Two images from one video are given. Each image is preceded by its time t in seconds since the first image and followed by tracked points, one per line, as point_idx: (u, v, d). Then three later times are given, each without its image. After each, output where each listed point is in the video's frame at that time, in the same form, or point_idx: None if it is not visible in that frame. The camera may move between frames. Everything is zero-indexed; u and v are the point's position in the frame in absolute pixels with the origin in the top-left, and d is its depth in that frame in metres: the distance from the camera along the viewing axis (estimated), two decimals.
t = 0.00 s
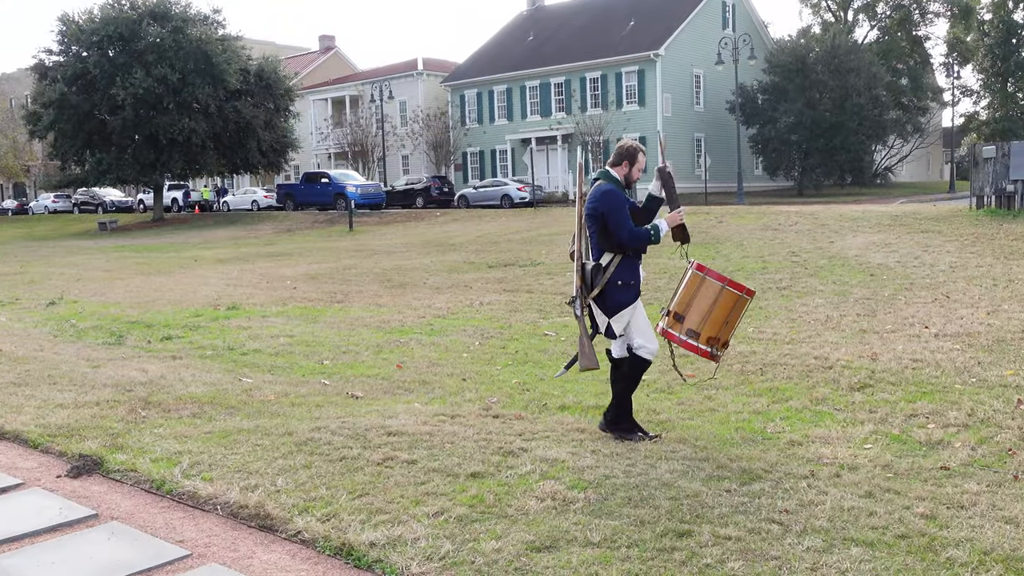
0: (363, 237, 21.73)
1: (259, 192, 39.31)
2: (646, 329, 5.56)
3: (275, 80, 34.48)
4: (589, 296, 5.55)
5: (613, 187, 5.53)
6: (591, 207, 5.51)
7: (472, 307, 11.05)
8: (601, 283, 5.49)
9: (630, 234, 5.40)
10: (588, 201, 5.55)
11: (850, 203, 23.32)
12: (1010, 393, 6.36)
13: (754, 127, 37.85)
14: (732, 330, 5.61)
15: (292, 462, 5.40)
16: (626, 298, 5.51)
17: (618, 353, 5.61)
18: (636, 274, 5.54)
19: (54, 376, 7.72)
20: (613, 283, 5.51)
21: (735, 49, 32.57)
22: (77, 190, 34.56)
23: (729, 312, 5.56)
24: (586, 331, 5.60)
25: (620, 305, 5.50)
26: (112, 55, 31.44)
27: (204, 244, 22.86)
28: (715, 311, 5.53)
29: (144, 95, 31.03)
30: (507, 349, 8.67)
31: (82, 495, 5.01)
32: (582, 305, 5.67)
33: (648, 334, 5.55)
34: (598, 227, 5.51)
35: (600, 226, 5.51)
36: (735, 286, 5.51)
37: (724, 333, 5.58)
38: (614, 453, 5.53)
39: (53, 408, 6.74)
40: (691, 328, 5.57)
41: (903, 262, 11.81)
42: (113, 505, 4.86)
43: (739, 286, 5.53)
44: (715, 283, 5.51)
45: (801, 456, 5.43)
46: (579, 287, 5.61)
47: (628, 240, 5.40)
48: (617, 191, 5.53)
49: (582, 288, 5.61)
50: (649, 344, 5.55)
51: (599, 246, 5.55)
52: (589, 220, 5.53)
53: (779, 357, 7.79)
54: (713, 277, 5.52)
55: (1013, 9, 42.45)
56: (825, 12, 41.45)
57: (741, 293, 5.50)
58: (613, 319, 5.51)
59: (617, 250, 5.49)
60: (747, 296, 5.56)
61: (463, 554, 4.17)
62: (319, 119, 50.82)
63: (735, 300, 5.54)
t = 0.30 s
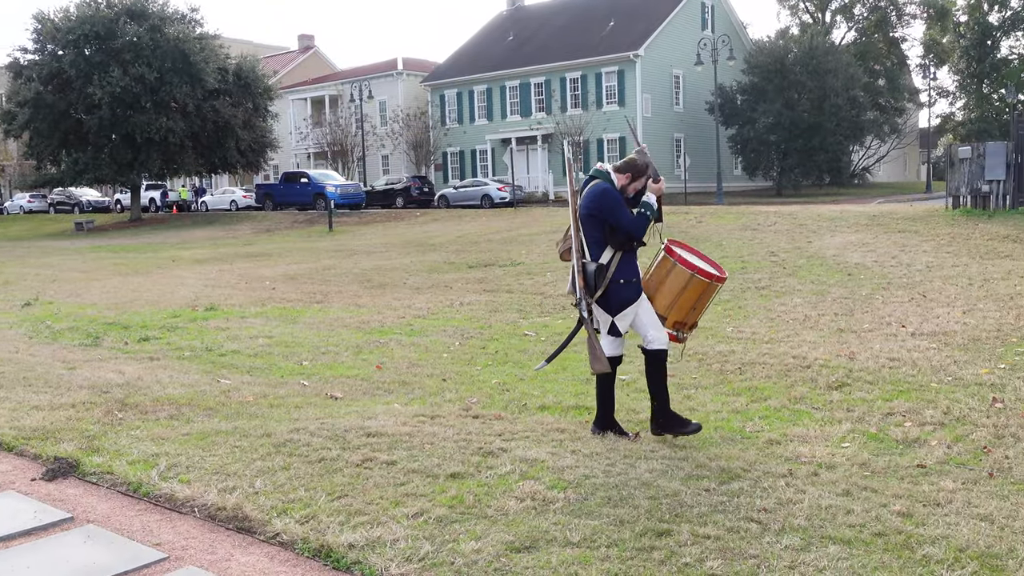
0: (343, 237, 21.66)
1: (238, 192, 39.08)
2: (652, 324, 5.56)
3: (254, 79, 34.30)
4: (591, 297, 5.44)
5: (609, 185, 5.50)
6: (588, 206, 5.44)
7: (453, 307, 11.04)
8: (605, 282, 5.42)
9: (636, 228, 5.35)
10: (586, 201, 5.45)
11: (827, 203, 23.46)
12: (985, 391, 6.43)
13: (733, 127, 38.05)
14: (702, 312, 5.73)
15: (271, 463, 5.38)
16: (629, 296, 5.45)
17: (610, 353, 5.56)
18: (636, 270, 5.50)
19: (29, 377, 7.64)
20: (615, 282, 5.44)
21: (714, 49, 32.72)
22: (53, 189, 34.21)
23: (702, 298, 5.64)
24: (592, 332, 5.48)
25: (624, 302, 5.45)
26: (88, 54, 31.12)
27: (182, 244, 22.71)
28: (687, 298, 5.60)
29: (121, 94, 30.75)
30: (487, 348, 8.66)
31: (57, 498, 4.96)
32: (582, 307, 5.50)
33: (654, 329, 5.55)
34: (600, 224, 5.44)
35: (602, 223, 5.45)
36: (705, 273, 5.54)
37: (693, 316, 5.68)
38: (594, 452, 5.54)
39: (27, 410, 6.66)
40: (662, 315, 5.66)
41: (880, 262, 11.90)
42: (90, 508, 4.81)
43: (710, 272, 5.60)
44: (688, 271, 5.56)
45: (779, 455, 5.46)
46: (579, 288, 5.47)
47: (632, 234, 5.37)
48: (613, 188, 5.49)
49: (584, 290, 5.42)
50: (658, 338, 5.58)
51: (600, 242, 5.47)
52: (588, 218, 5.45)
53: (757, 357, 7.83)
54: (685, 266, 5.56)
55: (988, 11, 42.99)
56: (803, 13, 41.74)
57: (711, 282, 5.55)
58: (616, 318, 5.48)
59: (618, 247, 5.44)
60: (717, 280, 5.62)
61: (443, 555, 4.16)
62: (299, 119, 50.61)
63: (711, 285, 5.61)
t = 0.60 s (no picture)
0: (326, 237, 21.60)
1: (219, 192, 38.88)
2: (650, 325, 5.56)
3: (235, 79, 34.13)
4: (587, 300, 5.42)
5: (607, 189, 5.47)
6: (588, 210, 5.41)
7: (436, 307, 11.02)
8: (603, 285, 5.42)
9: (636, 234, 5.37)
10: (586, 204, 5.44)
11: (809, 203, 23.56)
12: (965, 389, 6.49)
13: (715, 127, 38.22)
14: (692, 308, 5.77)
15: (253, 464, 5.35)
16: (625, 300, 5.46)
17: (604, 356, 5.53)
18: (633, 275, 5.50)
19: (8, 379, 7.57)
20: (612, 286, 5.43)
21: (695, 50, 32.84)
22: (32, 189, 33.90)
23: (693, 294, 5.68)
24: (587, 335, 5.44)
25: (620, 306, 5.44)
26: (67, 53, 30.84)
27: (162, 245, 22.58)
28: (676, 297, 5.62)
29: (100, 93, 30.50)
30: (470, 349, 8.65)
31: (35, 500, 4.92)
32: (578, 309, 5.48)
33: (658, 327, 5.56)
34: (598, 229, 5.42)
35: (599, 227, 5.43)
36: (691, 269, 5.58)
37: (690, 311, 5.73)
38: (578, 452, 5.54)
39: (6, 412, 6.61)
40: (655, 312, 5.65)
41: (861, 261, 11.98)
42: (69, 511, 4.77)
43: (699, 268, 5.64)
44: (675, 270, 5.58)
45: (762, 453, 5.49)
46: (576, 291, 5.45)
47: (632, 239, 5.37)
48: (614, 194, 5.45)
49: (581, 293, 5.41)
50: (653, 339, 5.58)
51: (598, 246, 5.45)
52: (586, 223, 5.43)
53: (740, 356, 7.86)
54: (675, 266, 5.57)
55: (967, 12, 43.43)
56: (784, 14, 41.97)
57: (699, 277, 5.60)
58: (612, 323, 5.47)
59: (617, 251, 5.45)
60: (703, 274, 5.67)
61: (426, 554, 4.15)
62: (281, 119, 50.40)
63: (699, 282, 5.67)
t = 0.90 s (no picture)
0: (313, 237, 21.55)
1: (204, 192, 38.72)
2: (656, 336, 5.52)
3: (219, 78, 33.97)
4: (603, 308, 5.37)
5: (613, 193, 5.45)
6: (598, 216, 5.38)
7: (422, 307, 11.02)
8: (616, 293, 5.37)
9: (647, 239, 5.36)
10: (595, 210, 5.40)
11: (795, 203, 23.68)
12: (948, 387, 6.53)
13: (700, 127, 38.35)
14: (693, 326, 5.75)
15: (239, 465, 5.32)
16: (637, 307, 5.43)
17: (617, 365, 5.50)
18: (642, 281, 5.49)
19: None
20: (625, 292, 5.41)
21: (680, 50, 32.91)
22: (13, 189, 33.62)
23: (697, 312, 5.64)
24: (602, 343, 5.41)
25: (633, 312, 5.42)
26: (50, 52, 30.63)
27: (147, 245, 22.48)
28: (679, 314, 5.59)
29: (83, 93, 30.29)
30: (455, 348, 8.65)
31: (17, 502, 4.89)
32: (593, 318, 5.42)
33: (649, 341, 5.50)
34: (607, 234, 5.41)
35: (608, 232, 5.41)
36: (697, 291, 5.55)
37: (688, 332, 5.69)
38: (563, 451, 5.56)
39: None
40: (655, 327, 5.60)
41: (845, 260, 12.04)
42: (52, 513, 4.73)
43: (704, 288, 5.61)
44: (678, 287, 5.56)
45: (747, 451, 5.50)
46: (590, 299, 5.40)
47: (644, 245, 5.36)
48: (620, 199, 5.44)
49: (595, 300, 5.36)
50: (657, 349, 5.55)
51: (609, 253, 5.45)
52: (596, 228, 5.39)
53: (724, 355, 7.88)
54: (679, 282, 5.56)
55: (949, 13, 43.76)
56: (768, 14, 42.15)
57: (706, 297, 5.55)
58: (624, 329, 5.43)
59: (627, 258, 5.43)
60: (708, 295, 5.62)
61: (412, 554, 4.15)
62: (266, 118, 50.22)
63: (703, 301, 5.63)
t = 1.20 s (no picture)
0: (300, 237, 21.48)
1: (192, 192, 38.57)
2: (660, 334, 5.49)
3: (207, 77, 33.86)
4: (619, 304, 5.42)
5: (627, 189, 5.48)
6: (612, 214, 5.44)
7: (411, 307, 11.00)
8: (631, 289, 5.41)
9: (663, 233, 5.39)
10: (608, 207, 5.46)
11: (783, 202, 23.75)
12: (934, 384, 6.57)
13: (688, 127, 38.44)
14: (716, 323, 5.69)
15: (226, 466, 5.30)
16: (653, 303, 5.45)
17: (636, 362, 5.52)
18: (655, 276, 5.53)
19: None
20: (641, 288, 5.44)
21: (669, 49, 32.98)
22: None
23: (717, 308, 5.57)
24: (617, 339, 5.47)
25: (649, 307, 5.44)
26: (36, 51, 30.49)
27: (134, 245, 22.37)
28: (696, 313, 5.52)
29: (69, 92, 30.12)
30: (443, 348, 8.65)
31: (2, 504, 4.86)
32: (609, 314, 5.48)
33: (648, 340, 5.46)
34: (621, 231, 5.46)
35: (623, 229, 5.45)
36: (710, 287, 5.47)
37: (703, 330, 5.60)
38: (553, 450, 5.56)
39: None
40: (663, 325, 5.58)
41: (833, 259, 12.09)
42: (38, 514, 4.71)
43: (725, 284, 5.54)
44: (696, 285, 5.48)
45: (735, 450, 5.52)
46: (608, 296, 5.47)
47: (657, 241, 5.38)
48: (633, 194, 5.48)
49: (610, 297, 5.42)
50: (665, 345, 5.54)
51: (624, 249, 5.49)
52: (610, 225, 5.46)
53: (712, 354, 7.90)
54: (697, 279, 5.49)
55: (936, 12, 43.98)
56: (756, 14, 42.27)
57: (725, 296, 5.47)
58: (642, 325, 5.44)
59: (640, 254, 5.46)
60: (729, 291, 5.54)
61: (401, 554, 4.14)
62: (254, 118, 50.05)
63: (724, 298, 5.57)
